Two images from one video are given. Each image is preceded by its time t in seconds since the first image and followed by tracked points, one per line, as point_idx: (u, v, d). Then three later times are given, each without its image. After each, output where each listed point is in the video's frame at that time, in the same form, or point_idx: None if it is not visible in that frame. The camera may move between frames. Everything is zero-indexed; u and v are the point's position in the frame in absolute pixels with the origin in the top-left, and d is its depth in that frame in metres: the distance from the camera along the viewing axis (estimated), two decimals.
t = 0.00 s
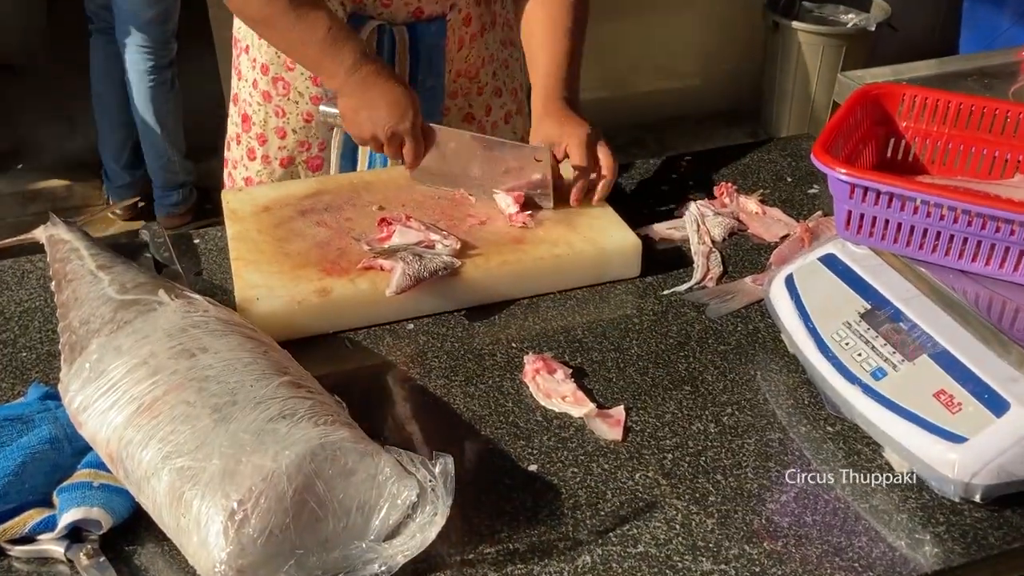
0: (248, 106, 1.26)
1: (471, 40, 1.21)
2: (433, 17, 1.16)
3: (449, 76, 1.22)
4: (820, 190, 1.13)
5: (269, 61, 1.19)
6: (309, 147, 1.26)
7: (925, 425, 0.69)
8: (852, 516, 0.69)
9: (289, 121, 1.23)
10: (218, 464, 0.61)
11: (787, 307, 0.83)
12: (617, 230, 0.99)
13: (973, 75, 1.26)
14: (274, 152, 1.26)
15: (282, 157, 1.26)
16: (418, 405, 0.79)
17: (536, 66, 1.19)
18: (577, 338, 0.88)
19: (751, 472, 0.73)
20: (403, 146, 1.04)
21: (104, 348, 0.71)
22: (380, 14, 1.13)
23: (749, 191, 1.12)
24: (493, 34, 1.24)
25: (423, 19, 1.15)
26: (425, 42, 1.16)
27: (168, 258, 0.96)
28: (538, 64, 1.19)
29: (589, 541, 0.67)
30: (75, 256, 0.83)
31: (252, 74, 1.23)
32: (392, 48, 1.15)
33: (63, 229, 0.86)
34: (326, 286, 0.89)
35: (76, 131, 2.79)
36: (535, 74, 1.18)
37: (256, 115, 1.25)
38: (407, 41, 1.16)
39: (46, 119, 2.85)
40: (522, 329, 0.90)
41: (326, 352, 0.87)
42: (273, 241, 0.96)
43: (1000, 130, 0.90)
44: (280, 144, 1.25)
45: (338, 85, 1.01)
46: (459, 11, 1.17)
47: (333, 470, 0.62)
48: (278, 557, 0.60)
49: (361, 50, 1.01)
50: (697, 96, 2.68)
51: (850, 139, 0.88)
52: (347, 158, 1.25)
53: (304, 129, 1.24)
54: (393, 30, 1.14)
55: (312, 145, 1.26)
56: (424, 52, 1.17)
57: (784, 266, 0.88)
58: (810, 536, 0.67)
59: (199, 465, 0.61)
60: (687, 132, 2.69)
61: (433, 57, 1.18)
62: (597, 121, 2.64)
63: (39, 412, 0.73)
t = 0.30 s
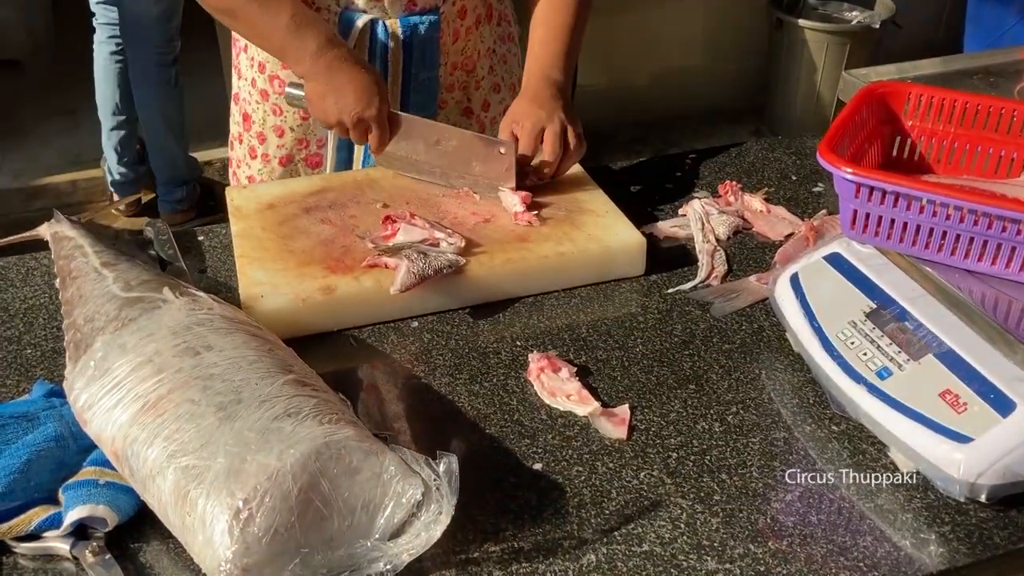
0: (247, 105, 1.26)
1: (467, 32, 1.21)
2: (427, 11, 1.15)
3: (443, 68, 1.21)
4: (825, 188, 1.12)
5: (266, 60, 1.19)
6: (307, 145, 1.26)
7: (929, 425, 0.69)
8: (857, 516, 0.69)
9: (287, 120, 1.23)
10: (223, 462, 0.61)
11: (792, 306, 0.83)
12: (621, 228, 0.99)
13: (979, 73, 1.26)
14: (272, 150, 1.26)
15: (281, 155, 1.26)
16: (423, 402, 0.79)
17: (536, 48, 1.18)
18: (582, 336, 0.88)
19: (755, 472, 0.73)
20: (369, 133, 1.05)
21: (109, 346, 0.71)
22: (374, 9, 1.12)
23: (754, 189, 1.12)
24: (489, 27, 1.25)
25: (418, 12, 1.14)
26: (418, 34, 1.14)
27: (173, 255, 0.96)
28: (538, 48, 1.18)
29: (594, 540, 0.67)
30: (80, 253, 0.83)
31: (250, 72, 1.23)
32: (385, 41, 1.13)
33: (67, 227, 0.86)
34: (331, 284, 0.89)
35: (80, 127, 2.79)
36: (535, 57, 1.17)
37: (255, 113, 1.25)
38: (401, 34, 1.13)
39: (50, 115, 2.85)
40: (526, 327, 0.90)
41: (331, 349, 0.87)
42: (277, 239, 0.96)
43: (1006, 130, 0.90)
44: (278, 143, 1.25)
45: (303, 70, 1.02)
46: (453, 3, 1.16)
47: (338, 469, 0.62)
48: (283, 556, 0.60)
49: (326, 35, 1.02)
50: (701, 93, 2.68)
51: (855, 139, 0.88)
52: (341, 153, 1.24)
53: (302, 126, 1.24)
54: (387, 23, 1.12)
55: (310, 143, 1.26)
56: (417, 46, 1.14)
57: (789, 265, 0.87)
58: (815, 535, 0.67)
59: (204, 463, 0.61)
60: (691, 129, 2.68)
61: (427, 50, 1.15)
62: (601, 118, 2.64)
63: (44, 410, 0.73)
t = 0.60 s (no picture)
0: (252, 102, 1.26)
1: (469, 28, 1.21)
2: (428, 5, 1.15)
3: (444, 64, 1.21)
4: (827, 185, 1.13)
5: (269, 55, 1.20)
6: (310, 142, 1.25)
7: (930, 421, 0.70)
8: (858, 512, 0.69)
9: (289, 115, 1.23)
10: (228, 457, 0.61)
11: (794, 303, 0.83)
12: (623, 225, 0.99)
13: (981, 71, 1.26)
14: (276, 147, 1.26)
15: (284, 152, 1.26)
16: (425, 399, 0.80)
17: (527, 36, 1.17)
18: (584, 332, 0.89)
19: (757, 468, 0.73)
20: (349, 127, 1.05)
21: (114, 341, 0.72)
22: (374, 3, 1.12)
23: (756, 187, 1.12)
24: (490, 23, 1.25)
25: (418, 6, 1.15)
26: (419, 28, 1.14)
27: (177, 252, 0.96)
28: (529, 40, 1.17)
29: (596, 535, 0.67)
30: (84, 249, 0.83)
31: (254, 69, 1.23)
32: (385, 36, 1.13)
33: (71, 223, 0.87)
34: (334, 280, 0.89)
35: (81, 124, 2.80)
36: (526, 46, 1.16)
37: (259, 110, 1.25)
38: (402, 28, 1.13)
39: (52, 113, 2.86)
40: (529, 324, 0.90)
41: (333, 345, 0.87)
42: (280, 235, 0.96)
43: (1008, 127, 0.90)
44: (281, 139, 1.25)
45: (269, 59, 1.04)
46: None
47: (342, 464, 0.62)
48: (287, 550, 0.60)
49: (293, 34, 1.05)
50: (702, 92, 2.68)
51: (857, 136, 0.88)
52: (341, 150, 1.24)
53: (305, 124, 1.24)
54: (388, 17, 1.12)
55: (313, 139, 1.26)
56: (418, 40, 1.15)
57: (792, 262, 0.88)
58: (816, 531, 0.68)
59: (209, 458, 0.62)
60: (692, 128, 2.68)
61: (428, 43, 1.16)
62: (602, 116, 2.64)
63: (49, 405, 0.73)
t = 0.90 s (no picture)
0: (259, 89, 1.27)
1: (469, 28, 1.21)
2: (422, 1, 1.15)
3: (442, 63, 1.21)
4: (825, 183, 1.13)
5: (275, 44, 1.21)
6: (307, 133, 1.26)
7: (927, 417, 0.70)
8: (856, 507, 0.70)
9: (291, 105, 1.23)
10: (229, 452, 0.62)
11: (792, 299, 0.83)
12: (622, 223, 0.99)
13: (979, 69, 1.26)
14: (276, 135, 1.27)
15: (283, 141, 1.27)
16: (424, 395, 0.80)
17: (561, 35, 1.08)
18: (584, 329, 0.89)
19: (755, 464, 0.73)
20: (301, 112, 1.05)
21: (115, 337, 0.72)
22: None
23: (756, 185, 1.12)
24: (497, 25, 1.24)
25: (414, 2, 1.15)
26: (411, 25, 1.13)
27: (177, 249, 0.97)
28: (562, 44, 1.09)
29: (595, 530, 0.68)
30: (85, 247, 0.84)
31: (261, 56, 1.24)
32: (376, 31, 1.13)
33: (72, 220, 0.87)
34: (334, 277, 0.90)
35: (81, 123, 2.80)
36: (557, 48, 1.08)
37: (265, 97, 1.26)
38: (393, 24, 1.12)
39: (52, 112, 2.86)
40: (528, 320, 0.91)
41: (333, 342, 0.88)
42: (280, 233, 0.96)
43: (1006, 125, 0.91)
44: (281, 128, 1.26)
45: (241, 28, 1.05)
46: None
47: (343, 459, 0.63)
48: (288, 544, 0.60)
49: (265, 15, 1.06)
50: (701, 90, 2.68)
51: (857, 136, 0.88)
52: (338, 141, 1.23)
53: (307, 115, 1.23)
54: (379, 11, 1.12)
55: (311, 130, 1.26)
56: (411, 37, 1.14)
57: (790, 259, 0.88)
58: (814, 526, 0.68)
59: (210, 453, 0.62)
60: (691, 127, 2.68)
61: (419, 41, 1.15)
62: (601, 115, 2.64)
63: (50, 401, 0.74)
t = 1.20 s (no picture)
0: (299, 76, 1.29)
1: (487, 28, 1.18)
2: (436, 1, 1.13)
3: (455, 62, 1.20)
4: (824, 180, 1.13)
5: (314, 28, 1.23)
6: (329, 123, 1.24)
7: (926, 412, 0.70)
8: (855, 503, 0.70)
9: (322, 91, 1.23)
10: (229, 447, 0.62)
11: (791, 295, 0.83)
12: (621, 220, 1.00)
13: (978, 67, 1.26)
14: (307, 120, 1.27)
15: (311, 126, 1.27)
16: (423, 391, 0.80)
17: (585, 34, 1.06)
18: (583, 326, 0.89)
19: (754, 460, 0.74)
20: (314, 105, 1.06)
21: (115, 334, 0.72)
22: None
23: (755, 183, 1.13)
24: (514, 28, 1.21)
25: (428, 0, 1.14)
26: (421, 23, 1.13)
27: (178, 247, 0.97)
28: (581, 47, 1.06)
29: (594, 526, 0.68)
30: (85, 244, 0.84)
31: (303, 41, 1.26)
32: (387, 26, 1.13)
33: (73, 217, 0.87)
34: (334, 274, 0.90)
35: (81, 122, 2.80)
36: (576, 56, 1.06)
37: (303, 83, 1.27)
38: (403, 19, 1.12)
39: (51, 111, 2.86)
40: (528, 317, 0.91)
41: (332, 339, 0.88)
42: (280, 230, 0.97)
43: (1005, 121, 0.91)
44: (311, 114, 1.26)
45: (266, 19, 1.08)
46: None
47: (342, 454, 0.63)
48: (288, 539, 0.61)
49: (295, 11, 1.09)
50: (700, 89, 2.69)
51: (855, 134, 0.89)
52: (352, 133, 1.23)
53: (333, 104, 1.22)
54: (391, 6, 1.12)
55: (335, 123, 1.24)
56: (421, 35, 1.14)
57: (789, 256, 0.88)
58: (812, 521, 0.68)
59: (209, 448, 0.62)
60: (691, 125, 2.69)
61: (429, 39, 1.14)
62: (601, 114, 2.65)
63: (51, 397, 0.74)
